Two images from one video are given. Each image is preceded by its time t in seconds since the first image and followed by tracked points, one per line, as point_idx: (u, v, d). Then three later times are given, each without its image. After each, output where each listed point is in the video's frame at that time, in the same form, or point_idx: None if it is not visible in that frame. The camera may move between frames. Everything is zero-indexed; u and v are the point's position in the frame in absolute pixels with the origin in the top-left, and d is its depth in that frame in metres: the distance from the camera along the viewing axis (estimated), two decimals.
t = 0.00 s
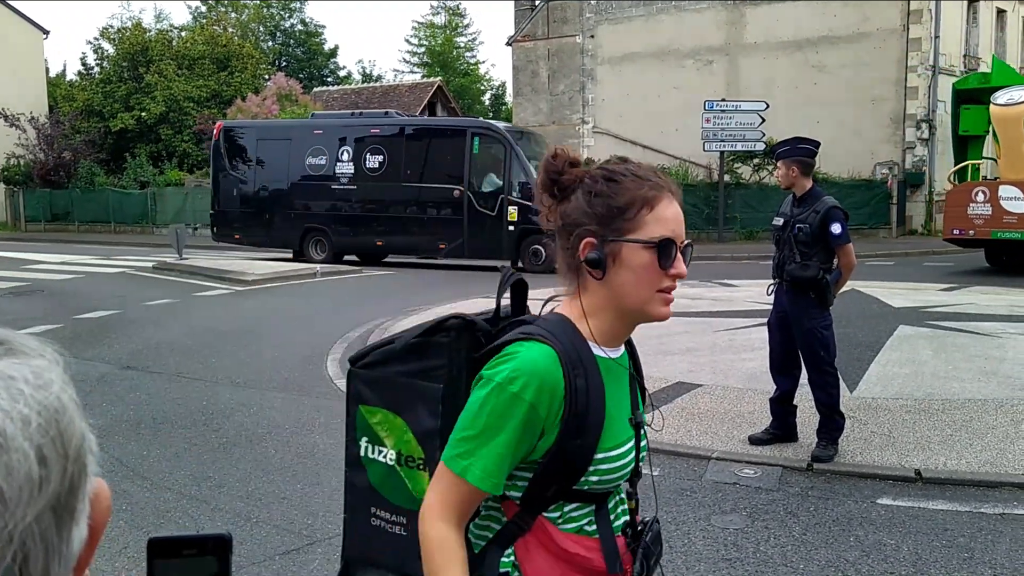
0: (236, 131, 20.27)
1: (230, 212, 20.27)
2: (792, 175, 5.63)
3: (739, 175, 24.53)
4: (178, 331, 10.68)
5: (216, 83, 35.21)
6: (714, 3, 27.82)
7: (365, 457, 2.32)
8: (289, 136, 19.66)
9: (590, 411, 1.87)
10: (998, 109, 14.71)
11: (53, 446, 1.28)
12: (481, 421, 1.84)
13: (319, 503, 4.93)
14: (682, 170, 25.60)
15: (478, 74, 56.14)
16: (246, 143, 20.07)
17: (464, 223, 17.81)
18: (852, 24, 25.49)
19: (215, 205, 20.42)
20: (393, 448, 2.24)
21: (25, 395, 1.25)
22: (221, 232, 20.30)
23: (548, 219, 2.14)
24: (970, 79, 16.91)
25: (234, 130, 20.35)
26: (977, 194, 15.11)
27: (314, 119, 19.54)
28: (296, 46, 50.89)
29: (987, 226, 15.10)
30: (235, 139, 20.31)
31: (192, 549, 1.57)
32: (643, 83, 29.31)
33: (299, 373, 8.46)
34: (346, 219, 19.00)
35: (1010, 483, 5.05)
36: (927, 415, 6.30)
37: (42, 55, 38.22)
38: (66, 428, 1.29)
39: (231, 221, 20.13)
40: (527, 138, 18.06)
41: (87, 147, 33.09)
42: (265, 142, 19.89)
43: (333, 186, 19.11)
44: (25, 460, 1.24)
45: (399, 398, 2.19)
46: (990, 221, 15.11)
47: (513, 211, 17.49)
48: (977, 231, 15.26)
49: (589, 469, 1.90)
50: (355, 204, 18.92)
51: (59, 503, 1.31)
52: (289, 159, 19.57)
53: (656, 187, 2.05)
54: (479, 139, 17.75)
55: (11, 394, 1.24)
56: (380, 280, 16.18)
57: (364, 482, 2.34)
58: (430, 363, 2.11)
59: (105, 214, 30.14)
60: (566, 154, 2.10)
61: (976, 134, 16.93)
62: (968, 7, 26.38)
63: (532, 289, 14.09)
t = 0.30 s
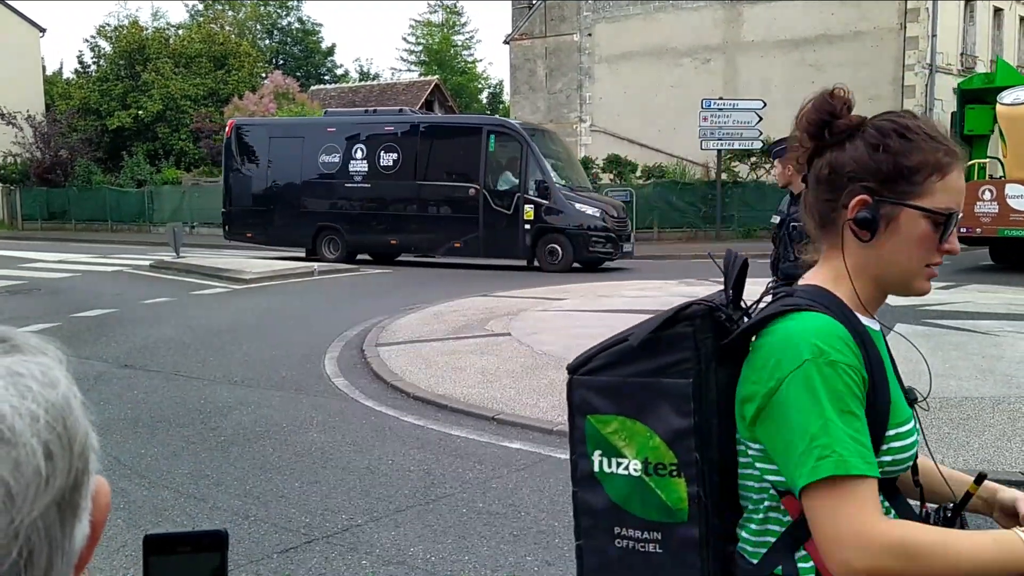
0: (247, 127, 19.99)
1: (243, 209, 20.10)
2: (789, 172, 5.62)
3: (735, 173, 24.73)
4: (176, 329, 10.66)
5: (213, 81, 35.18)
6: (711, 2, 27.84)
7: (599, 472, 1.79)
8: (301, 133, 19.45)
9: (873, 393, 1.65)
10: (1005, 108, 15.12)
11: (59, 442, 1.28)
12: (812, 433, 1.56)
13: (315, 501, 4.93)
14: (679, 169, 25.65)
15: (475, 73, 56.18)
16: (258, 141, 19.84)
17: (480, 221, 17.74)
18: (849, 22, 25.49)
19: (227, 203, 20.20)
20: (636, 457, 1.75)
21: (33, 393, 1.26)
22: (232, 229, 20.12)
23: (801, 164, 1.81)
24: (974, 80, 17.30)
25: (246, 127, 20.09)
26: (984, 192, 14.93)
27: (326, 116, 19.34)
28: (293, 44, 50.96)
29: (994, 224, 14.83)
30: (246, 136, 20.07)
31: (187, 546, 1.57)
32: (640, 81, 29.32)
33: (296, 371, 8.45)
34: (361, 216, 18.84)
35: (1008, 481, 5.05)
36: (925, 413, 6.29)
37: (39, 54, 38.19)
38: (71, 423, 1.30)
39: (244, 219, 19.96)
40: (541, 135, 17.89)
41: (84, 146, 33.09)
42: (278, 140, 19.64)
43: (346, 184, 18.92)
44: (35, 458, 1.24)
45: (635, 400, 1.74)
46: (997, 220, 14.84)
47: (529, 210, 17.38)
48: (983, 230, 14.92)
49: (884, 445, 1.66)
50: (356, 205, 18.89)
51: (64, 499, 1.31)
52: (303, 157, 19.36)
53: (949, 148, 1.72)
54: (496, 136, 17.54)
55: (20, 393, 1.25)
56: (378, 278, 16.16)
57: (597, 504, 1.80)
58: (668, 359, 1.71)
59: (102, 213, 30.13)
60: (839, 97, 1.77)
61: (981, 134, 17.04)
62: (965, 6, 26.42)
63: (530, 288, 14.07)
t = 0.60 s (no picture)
0: (260, 127, 19.85)
1: (256, 208, 19.94)
2: (786, 172, 5.61)
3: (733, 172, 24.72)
4: (175, 328, 10.66)
5: (211, 79, 35.03)
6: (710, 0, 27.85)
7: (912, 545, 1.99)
8: (315, 132, 19.30)
9: None
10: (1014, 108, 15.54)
11: (61, 442, 1.28)
12: None
13: (313, 500, 4.93)
14: (677, 168, 25.68)
15: (474, 72, 56.05)
16: (271, 139, 19.68)
17: (497, 220, 17.63)
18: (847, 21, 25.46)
19: (239, 203, 20.05)
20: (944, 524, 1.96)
21: (35, 393, 1.27)
22: (244, 229, 19.95)
23: None
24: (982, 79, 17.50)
25: (258, 125, 19.92)
26: (992, 191, 16.00)
27: (340, 115, 19.20)
28: (291, 43, 50.88)
29: (1001, 223, 15.92)
30: (259, 135, 19.89)
31: (186, 545, 1.57)
32: (639, 80, 29.33)
33: (296, 369, 8.46)
34: (376, 215, 18.69)
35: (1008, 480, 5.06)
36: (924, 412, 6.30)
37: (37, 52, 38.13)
38: (75, 424, 1.30)
39: (256, 218, 19.82)
40: (558, 132, 17.76)
41: (82, 145, 33.04)
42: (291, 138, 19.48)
43: (360, 183, 18.77)
44: (36, 458, 1.25)
45: (923, 474, 2.83)
46: (1004, 218, 15.94)
47: (547, 209, 17.28)
48: (990, 227, 16.10)
49: None
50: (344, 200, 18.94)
51: (67, 499, 1.32)
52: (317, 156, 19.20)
53: None
54: (513, 134, 17.40)
55: (23, 394, 1.26)
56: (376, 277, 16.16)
57: None
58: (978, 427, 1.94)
59: (101, 212, 30.09)
60: None
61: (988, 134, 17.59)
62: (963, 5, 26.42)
63: (528, 286, 14.07)
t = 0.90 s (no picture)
0: (269, 128, 19.67)
1: (265, 207, 19.76)
2: (783, 171, 5.62)
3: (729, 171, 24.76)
4: (170, 327, 10.64)
5: (207, 78, 34.94)
6: None
7: None
8: (326, 130, 19.12)
9: None
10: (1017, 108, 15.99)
11: (50, 449, 1.28)
12: None
13: (309, 499, 4.93)
14: (673, 167, 25.71)
15: (469, 71, 56.01)
16: (281, 138, 19.50)
17: (511, 220, 17.48)
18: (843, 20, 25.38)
19: (249, 204, 19.88)
20: None
21: (24, 397, 1.27)
22: (254, 228, 19.76)
23: None
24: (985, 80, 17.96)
25: (268, 124, 19.73)
26: (995, 190, 16.27)
27: (351, 113, 19.01)
28: (287, 41, 50.83)
29: (1005, 221, 16.19)
30: (268, 134, 19.71)
31: (180, 546, 1.57)
32: (635, 79, 29.38)
33: (291, 369, 8.46)
34: (388, 214, 18.52)
35: (1001, 478, 5.08)
36: (918, 411, 6.32)
37: (31, 51, 38.05)
38: (66, 430, 1.30)
39: (266, 219, 19.65)
40: (572, 131, 17.63)
41: (76, 145, 32.97)
42: (301, 139, 19.31)
43: (372, 182, 18.60)
44: (22, 466, 1.25)
45: None
46: (1008, 217, 16.21)
47: (561, 208, 17.11)
48: (995, 226, 16.36)
49: None
50: (344, 198, 18.93)
51: (53, 506, 1.32)
52: (328, 156, 19.02)
53: None
54: (526, 132, 17.28)
55: (11, 398, 1.26)
56: (372, 277, 16.13)
57: None
58: None
59: (95, 211, 30.05)
60: None
61: (990, 134, 18.05)
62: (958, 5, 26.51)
63: (524, 286, 14.08)
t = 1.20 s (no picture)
0: (279, 126, 19.57)
1: (276, 206, 19.64)
2: (777, 170, 5.62)
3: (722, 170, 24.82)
4: (162, 326, 10.61)
5: (198, 76, 34.79)
6: None
7: None
8: (336, 129, 18.98)
9: None
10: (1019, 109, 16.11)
11: None
12: None
13: (301, 499, 4.92)
14: (666, 165, 25.75)
15: (462, 70, 55.98)
16: (291, 137, 19.39)
17: (525, 219, 17.25)
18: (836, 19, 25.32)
19: (259, 203, 19.76)
20: None
21: None
22: (264, 228, 19.64)
23: None
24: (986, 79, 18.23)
25: (278, 123, 19.62)
26: (996, 189, 16.36)
27: (361, 111, 18.86)
28: (279, 40, 50.73)
29: (1005, 221, 16.30)
30: (279, 133, 19.59)
31: (170, 547, 1.56)
32: (627, 78, 29.43)
33: (283, 368, 8.43)
34: (400, 213, 18.38)
35: (992, 475, 5.10)
36: (910, 409, 6.34)
37: (22, 49, 37.90)
38: (14, 449, 1.26)
39: (277, 217, 19.53)
40: (587, 129, 17.38)
41: (67, 143, 32.86)
42: (312, 137, 19.19)
43: (383, 180, 18.45)
44: None
45: None
46: (1008, 216, 16.31)
47: (577, 207, 16.87)
48: (995, 225, 16.49)
49: None
50: (352, 199, 18.81)
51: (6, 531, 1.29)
52: (339, 155, 18.90)
53: None
54: (541, 130, 17.06)
55: None
56: (365, 275, 16.09)
57: None
58: None
59: (86, 210, 29.95)
60: None
61: (990, 134, 18.40)
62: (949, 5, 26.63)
63: (516, 284, 14.07)
